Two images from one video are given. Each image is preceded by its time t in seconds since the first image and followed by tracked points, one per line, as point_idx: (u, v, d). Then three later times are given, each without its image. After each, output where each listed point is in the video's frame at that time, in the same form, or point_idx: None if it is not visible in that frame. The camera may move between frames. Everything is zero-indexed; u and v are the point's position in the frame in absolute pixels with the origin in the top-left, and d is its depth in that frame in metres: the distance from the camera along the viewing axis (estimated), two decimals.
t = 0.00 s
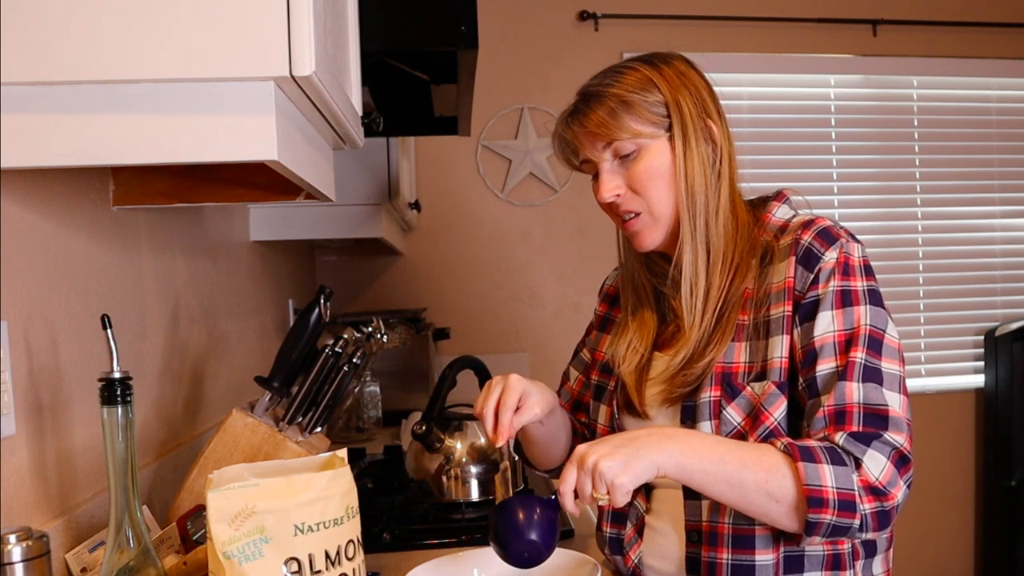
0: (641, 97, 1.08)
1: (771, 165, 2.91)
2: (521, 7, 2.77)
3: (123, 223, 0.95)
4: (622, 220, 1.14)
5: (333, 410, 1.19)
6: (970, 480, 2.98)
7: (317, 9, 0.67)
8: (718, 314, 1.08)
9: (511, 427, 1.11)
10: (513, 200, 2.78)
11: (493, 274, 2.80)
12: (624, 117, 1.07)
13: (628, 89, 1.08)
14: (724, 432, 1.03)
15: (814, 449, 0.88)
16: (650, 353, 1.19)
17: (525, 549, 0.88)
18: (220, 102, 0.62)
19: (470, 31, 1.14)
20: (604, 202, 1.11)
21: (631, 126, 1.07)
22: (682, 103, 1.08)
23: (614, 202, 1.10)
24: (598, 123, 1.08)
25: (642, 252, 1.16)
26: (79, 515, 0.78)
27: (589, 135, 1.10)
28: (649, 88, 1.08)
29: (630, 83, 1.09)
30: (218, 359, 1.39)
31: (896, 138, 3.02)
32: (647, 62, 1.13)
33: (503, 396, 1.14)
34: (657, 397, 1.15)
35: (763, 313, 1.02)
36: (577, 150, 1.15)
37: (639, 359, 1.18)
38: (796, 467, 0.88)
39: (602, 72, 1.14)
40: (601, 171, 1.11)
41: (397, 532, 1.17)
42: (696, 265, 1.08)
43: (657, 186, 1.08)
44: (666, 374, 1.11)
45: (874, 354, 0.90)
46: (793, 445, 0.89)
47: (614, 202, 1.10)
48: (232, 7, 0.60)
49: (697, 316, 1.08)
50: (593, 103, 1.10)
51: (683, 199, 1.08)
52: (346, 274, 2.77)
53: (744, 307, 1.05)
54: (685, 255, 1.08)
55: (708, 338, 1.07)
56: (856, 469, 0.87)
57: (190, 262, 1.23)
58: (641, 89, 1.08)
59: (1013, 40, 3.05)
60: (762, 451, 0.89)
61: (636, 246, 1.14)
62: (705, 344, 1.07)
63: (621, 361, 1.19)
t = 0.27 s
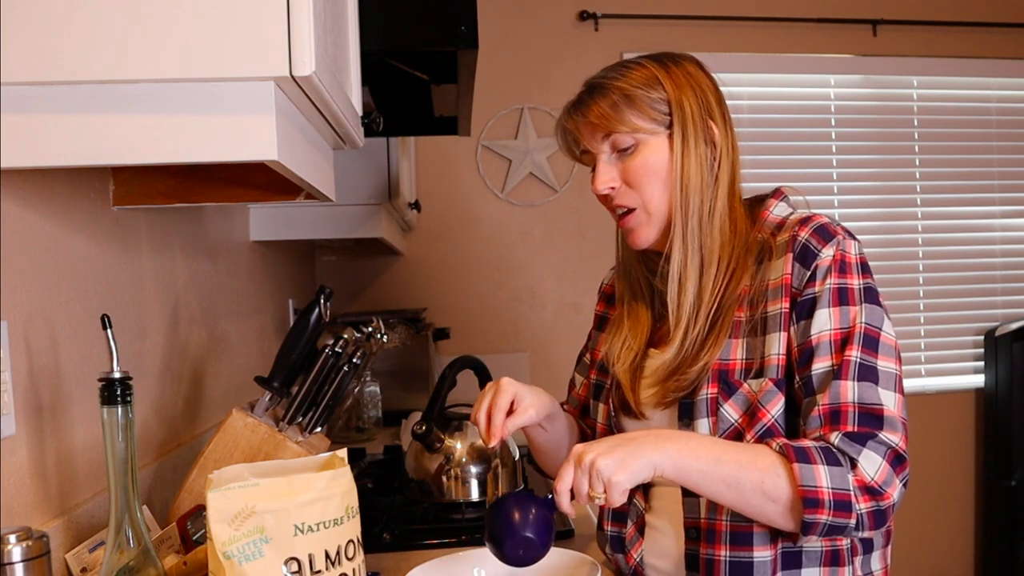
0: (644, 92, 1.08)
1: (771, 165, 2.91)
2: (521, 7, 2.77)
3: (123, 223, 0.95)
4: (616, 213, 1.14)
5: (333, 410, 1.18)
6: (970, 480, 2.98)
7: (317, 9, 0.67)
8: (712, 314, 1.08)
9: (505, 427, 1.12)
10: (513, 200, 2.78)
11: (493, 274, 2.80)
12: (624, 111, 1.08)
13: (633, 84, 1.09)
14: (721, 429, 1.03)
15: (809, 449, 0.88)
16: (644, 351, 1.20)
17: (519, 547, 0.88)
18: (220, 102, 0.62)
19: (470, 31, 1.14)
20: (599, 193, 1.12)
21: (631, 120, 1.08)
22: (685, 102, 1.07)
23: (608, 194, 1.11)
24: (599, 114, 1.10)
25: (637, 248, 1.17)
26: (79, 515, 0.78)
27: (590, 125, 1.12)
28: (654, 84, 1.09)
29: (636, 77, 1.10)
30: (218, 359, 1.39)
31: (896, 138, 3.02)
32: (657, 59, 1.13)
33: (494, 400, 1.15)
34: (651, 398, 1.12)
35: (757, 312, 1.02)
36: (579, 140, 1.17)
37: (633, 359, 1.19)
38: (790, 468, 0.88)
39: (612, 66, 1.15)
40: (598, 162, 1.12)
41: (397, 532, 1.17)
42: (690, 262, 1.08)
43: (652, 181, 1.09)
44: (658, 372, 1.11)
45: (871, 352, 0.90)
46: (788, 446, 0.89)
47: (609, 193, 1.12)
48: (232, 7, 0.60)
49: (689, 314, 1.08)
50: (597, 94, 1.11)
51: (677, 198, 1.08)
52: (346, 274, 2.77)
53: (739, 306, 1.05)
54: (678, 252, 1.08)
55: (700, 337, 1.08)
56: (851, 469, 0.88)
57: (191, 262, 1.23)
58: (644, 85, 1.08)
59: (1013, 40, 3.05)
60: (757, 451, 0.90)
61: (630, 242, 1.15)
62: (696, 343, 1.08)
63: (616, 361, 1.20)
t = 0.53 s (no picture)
0: (648, 90, 1.08)
1: (771, 165, 2.91)
2: (521, 7, 2.77)
3: (123, 223, 0.95)
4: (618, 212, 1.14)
5: (333, 410, 1.18)
6: (969, 480, 2.98)
7: (317, 8, 0.67)
8: (713, 313, 1.07)
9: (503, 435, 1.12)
10: (513, 200, 2.78)
11: (493, 274, 2.80)
12: (629, 108, 1.07)
13: (635, 82, 1.08)
14: (719, 429, 1.03)
15: (810, 448, 0.88)
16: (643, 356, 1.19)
17: (514, 541, 0.88)
18: (220, 102, 0.62)
19: (470, 31, 1.14)
20: (602, 192, 1.11)
21: (636, 118, 1.07)
22: (688, 100, 1.07)
23: (612, 193, 1.10)
24: (603, 112, 1.09)
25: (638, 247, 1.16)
26: (79, 515, 0.78)
27: (593, 124, 1.11)
28: (656, 82, 1.08)
29: (638, 75, 1.09)
30: (218, 359, 1.39)
31: (896, 138, 3.02)
32: (657, 56, 1.13)
33: (489, 410, 1.15)
34: (650, 398, 1.13)
35: (759, 311, 1.02)
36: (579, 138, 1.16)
37: (632, 360, 1.18)
38: (793, 466, 0.88)
39: (611, 64, 1.14)
40: (601, 161, 1.12)
41: (397, 532, 1.17)
42: (694, 261, 1.07)
43: (659, 179, 1.08)
44: (660, 372, 1.11)
45: (870, 351, 0.90)
46: (789, 444, 0.89)
47: (611, 192, 1.11)
48: (232, 7, 0.60)
49: (693, 313, 1.08)
50: (600, 92, 1.10)
51: (684, 196, 1.07)
52: (346, 274, 2.77)
53: (739, 305, 1.05)
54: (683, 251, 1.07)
55: (703, 337, 1.07)
56: (853, 467, 0.88)
57: (190, 262, 1.23)
58: (648, 83, 1.08)
59: (1013, 40, 3.05)
60: (758, 451, 0.90)
61: (633, 241, 1.14)
62: (700, 342, 1.07)
63: (615, 363, 1.20)
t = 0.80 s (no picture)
0: (635, 98, 1.08)
1: (771, 165, 2.91)
2: (521, 7, 2.77)
3: (123, 223, 0.95)
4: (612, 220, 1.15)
5: (333, 410, 1.18)
6: (969, 480, 2.97)
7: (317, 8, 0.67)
8: (710, 316, 1.08)
9: (500, 432, 1.12)
10: (513, 200, 2.78)
11: (493, 274, 2.80)
12: (615, 118, 1.08)
13: (624, 90, 1.09)
14: (719, 430, 1.03)
15: (809, 449, 0.88)
16: (644, 351, 1.20)
17: (515, 542, 0.88)
18: (220, 102, 0.62)
19: (470, 31, 1.14)
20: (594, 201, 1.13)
21: (622, 128, 1.08)
22: (677, 105, 1.07)
23: (603, 201, 1.12)
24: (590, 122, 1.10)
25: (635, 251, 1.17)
26: (79, 515, 0.78)
27: (582, 134, 1.12)
28: (644, 89, 1.08)
29: (626, 82, 1.10)
30: (218, 359, 1.39)
31: (896, 138, 3.02)
32: (647, 61, 1.12)
33: (488, 406, 1.15)
34: (651, 399, 1.12)
35: (759, 313, 1.02)
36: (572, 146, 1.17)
37: (633, 357, 1.19)
38: (792, 467, 0.88)
39: (603, 70, 1.15)
40: (593, 170, 1.13)
41: (397, 532, 1.17)
42: (687, 266, 1.08)
43: (646, 187, 1.09)
44: (659, 372, 1.11)
45: (870, 353, 0.90)
46: (789, 445, 0.89)
47: (604, 201, 1.12)
48: (232, 7, 0.60)
49: (687, 318, 1.08)
50: (587, 102, 1.11)
51: (673, 203, 1.07)
52: (346, 274, 2.77)
53: (739, 307, 1.05)
54: (674, 258, 1.08)
55: (700, 339, 1.08)
56: (852, 468, 0.88)
57: (191, 262, 1.23)
58: (635, 90, 1.08)
59: (1013, 40, 3.05)
60: (758, 451, 0.90)
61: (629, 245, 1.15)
62: (694, 347, 1.08)
63: (616, 357, 1.20)
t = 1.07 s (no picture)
0: (644, 93, 1.08)
1: (771, 165, 2.91)
2: (521, 7, 2.77)
3: (123, 223, 0.95)
4: (619, 216, 1.13)
5: (333, 410, 1.18)
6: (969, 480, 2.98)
7: (317, 8, 0.67)
8: (713, 313, 1.08)
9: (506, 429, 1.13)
10: (513, 200, 2.78)
11: (493, 274, 2.80)
12: (626, 112, 1.08)
13: (631, 84, 1.09)
14: (719, 431, 1.03)
15: (810, 450, 0.88)
16: (643, 352, 1.20)
17: (517, 545, 0.88)
18: (220, 102, 0.62)
19: (470, 31, 1.14)
20: (602, 196, 1.11)
21: (632, 121, 1.08)
22: (685, 100, 1.08)
23: (612, 197, 1.10)
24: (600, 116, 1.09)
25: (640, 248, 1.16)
26: (79, 515, 0.78)
27: (590, 128, 1.11)
28: (652, 84, 1.09)
29: (634, 78, 1.10)
30: (218, 359, 1.39)
31: (896, 138, 3.02)
32: (652, 58, 1.13)
33: (493, 403, 1.15)
34: (651, 397, 1.13)
35: (761, 311, 1.02)
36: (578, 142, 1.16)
37: (633, 359, 1.19)
38: (792, 468, 0.88)
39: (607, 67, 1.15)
40: (600, 165, 1.12)
41: (397, 532, 1.17)
42: (695, 262, 1.07)
43: (657, 182, 1.08)
44: (660, 372, 1.11)
45: (871, 353, 0.90)
46: (790, 446, 0.89)
47: (612, 196, 1.11)
48: (231, 7, 0.60)
49: (693, 315, 1.08)
50: (596, 96, 1.10)
51: (683, 197, 1.08)
52: (346, 274, 2.77)
53: (740, 306, 1.05)
54: (683, 253, 1.08)
55: (703, 337, 1.07)
56: (853, 469, 0.88)
57: (190, 262, 1.23)
58: (644, 85, 1.08)
59: (1013, 40, 3.05)
60: (759, 452, 0.90)
61: (636, 242, 1.14)
62: (701, 344, 1.07)
63: (615, 361, 1.20)
